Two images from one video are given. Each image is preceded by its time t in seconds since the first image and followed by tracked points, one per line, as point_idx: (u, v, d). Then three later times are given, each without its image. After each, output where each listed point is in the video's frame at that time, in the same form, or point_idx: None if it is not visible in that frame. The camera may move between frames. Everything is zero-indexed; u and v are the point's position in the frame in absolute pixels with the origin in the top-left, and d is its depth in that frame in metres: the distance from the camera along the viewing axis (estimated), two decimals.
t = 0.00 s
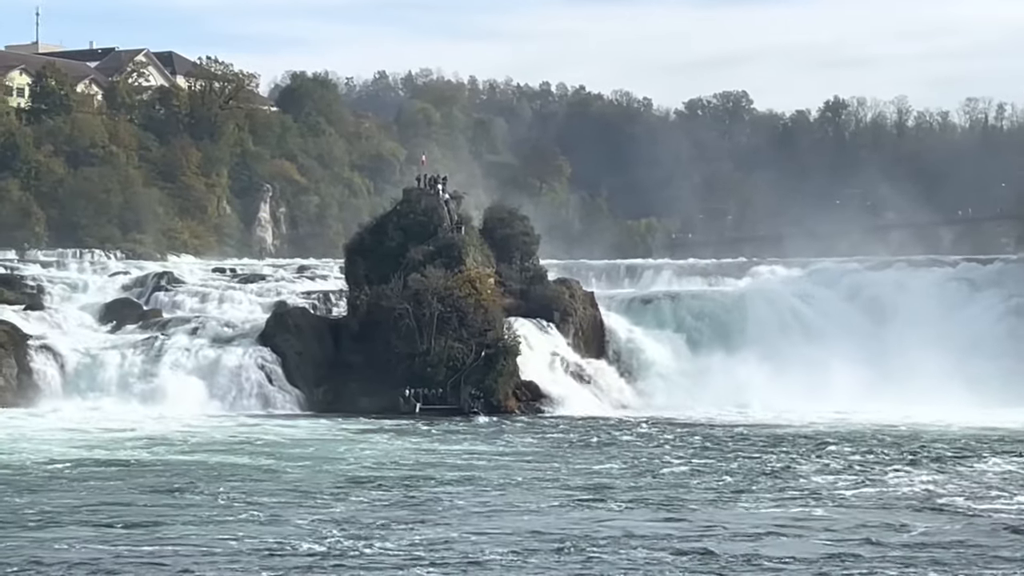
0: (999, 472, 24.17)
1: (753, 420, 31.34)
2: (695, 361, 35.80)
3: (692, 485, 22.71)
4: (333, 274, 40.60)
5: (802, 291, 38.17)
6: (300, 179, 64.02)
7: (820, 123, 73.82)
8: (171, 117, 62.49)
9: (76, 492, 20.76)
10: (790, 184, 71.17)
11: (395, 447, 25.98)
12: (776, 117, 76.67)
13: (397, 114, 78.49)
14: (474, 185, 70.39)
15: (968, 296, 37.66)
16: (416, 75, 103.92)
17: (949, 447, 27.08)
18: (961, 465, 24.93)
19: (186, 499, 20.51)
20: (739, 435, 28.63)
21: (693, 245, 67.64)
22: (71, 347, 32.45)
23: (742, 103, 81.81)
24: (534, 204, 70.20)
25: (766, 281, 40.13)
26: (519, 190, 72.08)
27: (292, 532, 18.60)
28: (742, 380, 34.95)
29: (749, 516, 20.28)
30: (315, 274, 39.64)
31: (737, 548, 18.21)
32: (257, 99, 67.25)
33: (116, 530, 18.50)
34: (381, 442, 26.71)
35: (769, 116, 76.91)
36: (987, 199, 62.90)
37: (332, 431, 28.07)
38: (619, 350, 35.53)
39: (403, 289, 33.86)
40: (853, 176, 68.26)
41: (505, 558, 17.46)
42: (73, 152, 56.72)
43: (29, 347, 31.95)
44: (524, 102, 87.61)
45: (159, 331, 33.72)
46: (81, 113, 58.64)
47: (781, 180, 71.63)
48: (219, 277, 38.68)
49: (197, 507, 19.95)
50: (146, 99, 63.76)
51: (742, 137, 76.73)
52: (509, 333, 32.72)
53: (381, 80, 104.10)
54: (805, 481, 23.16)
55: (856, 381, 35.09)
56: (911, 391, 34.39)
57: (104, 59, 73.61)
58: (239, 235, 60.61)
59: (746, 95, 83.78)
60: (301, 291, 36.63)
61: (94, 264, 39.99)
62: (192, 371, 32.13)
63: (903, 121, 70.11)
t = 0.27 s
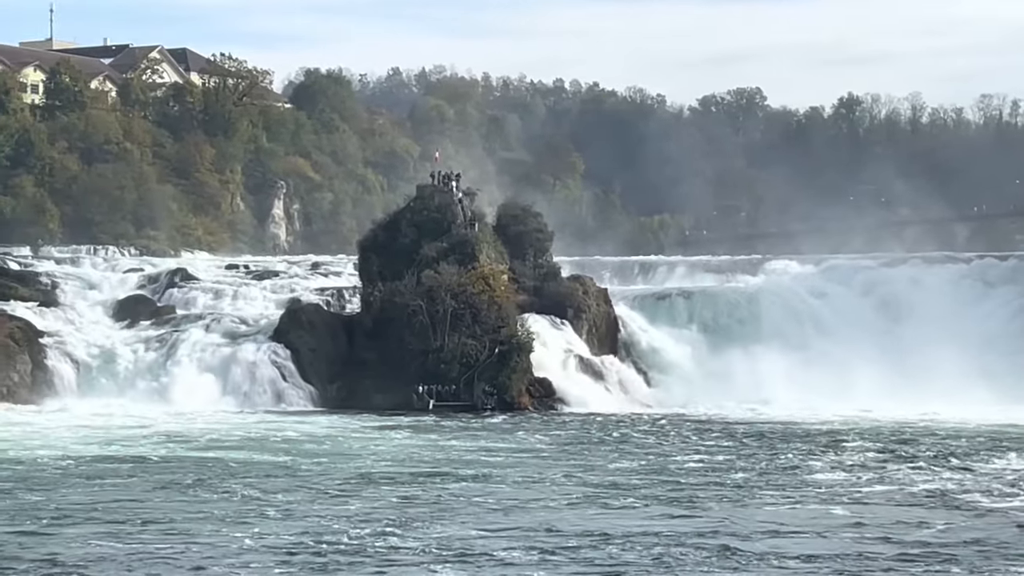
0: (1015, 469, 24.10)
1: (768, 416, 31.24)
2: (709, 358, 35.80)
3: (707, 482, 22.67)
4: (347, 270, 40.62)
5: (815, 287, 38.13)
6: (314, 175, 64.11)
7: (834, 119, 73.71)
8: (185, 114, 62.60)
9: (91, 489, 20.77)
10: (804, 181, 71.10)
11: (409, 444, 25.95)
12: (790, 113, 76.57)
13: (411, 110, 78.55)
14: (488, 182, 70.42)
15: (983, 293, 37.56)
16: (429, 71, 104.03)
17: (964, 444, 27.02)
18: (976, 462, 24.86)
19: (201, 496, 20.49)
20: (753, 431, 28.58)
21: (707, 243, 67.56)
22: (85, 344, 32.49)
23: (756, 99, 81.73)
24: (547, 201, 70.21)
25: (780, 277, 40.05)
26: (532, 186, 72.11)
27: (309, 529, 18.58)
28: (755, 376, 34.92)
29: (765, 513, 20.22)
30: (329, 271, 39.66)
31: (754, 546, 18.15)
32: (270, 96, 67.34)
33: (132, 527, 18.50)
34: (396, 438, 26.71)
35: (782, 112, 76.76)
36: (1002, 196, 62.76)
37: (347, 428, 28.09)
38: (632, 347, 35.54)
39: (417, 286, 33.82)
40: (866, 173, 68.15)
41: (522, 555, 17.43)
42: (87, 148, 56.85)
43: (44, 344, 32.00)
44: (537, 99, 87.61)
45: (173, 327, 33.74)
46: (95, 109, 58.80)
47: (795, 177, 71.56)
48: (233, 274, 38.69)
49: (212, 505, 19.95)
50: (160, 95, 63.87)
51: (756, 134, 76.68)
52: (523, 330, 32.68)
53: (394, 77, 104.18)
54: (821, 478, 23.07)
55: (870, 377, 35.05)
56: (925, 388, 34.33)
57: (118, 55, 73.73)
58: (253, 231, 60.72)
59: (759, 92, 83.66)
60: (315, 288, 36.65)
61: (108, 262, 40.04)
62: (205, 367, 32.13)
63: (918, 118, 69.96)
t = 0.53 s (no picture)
0: None
1: (780, 413, 31.22)
2: (721, 355, 35.77)
3: (720, 479, 22.63)
4: (360, 268, 40.63)
5: (828, 286, 38.06)
6: (327, 173, 64.18)
7: (847, 116, 73.61)
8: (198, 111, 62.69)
9: (106, 486, 20.80)
10: (816, 178, 71.02)
11: (422, 442, 25.96)
12: (802, 110, 76.47)
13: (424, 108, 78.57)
14: (500, 179, 70.46)
15: (996, 291, 37.42)
16: (442, 69, 104.15)
17: (979, 442, 26.93)
18: (991, 460, 24.79)
19: (215, 494, 20.51)
20: (767, 429, 28.53)
21: (719, 239, 67.47)
22: (98, 341, 32.54)
23: (769, 96, 81.65)
24: (560, 198, 70.24)
25: (793, 275, 39.99)
26: (545, 183, 72.12)
27: (324, 527, 18.58)
28: (767, 373, 34.87)
29: (779, 511, 20.18)
30: (342, 268, 39.67)
31: (769, 544, 18.11)
32: (283, 93, 67.44)
33: (147, 525, 18.52)
34: (409, 436, 26.70)
35: (795, 108, 76.72)
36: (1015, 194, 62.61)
37: (360, 426, 28.09)
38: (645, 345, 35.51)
39: (430, 283, 33.78)
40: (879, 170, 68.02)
41: (537, 554, 17.37)
42: (100, 146, 56.97)
43: (57, 341, 32.03)
44: (550, 97, 87.65)
45: (186, 324, 33.77)
46: (108, 107, 58.92)
47: (808, 174, 71.47)
48: (246, 272, 38.73)
49: (227, 502, 19.97)
50: (173, 93, 63.98)
51: (769, 132, 76.62)
52: (536, 327, 32.56)
53: (407, 75, 104.30)
54: (836, 476, 23.03)
55: (882, 375, 34.99)
56: (938, 385, 34.25)
57: (131, 53, 73.88)
58: (266, 228, 60.81)
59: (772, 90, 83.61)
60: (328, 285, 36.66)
61: (121, 259, 40.07)
62: (218, 365, 32.17)
63: (931, 115, 69.81)
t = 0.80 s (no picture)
0: None
1: (791, 412, 31.15)
2: (732, 354, 35.73)
3: (736, 479, 22.56)
4: (373, 268, 40.65)
5: (840, 284, 38.00)
6: (340, 173, 64.23)
7: (860, 116, 73.46)
8: (211, 111, 62.79)
9: (119, 485, 20.81)
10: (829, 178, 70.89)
11: (436, 441, 25.94)
12: (815, 109, 76.34)
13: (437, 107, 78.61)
14: (513, 179, 70.47)
15: (1011, 290, 37.14)
16: (455, 68, 104.21)
17: (994, 442, 26.83)
18: (1006, 460, 24.68)
19: (229, 493, 20.51)
20: (781, 429, 28.45)
21: (732, 238, 67.36)
22: (111, 340, 32.56)
23: (783, 96, 81.54)
24: (573, 198, 70.23)
25: (806, 274, 39.95)
26: (558, 182, 72.13)
27: (338, 527, 18.56)
28: (779, 373, 34.84)
29: (795, 511, 20.11)
30: (355, 268, 39.70)
31: (785, 544, 18.05)
32: (297, 93, 67.56)
33: (162, 524, 18.52)
34: (422, 435, 26.69)
35: (808, 107, 76.61)
36: None
37: (373, 425, 28.07)
38: (657, 343, 35.45)
39: (443, 283, 33.78)
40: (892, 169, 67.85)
41: (551, 553, 17.35)
42: (113, 146, 57.10)
43: (70, 340, 32.06)
44: (563, 96, 87.66)
45: (199, 324, 33.82)
46: (122, 106, 59.04)
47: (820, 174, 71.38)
48: (259, 271, 38.75)
49: (241, 502, 19.96)
50: (186, 92, 64.09)
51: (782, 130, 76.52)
52: (549, 327, 32.59)
53: (420, 74, 104.37)
54: (852, 476, 22.96)
55: (894, 374, 34.93)
56: (950, 385, 34.15)
57: (145, 52, 74.01)
58: (281, 228, 60.86)
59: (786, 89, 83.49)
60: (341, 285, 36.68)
61: (135, 259, 40.14)
62: (232, 364, 32.20)
63: (944, 113, 69.63)
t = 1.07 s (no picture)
0: None
1: (806, 413, 31.08)
2: (747, 354, 35.67)
3: (751, 479, 22.53)
4: (386, 267, 40.69)
5: (855, 284, 37.93)
6: (354, 173, 64.31)
7: (874, 116, 73.30)
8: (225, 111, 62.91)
9: (133, 485, 20.84)
10: (843, 178, 70.76)
11: (449, 441, 25.94)
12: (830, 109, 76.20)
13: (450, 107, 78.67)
14: (527, 179, 70.49)
15: None
16: (468, 69, 104.26)
17: (1010, 442, 26.75)
18: None
19: (243, 493, 20.52)
20: (796, 429, 28.41)
21: (746, 238, 67.25)
22: (125, 340, 32.63)
23: (797, 96, 81.44)
24: (587, 198, 70.23)
25: (820, 274, 39.88)
26: (572, 182, 72.14)
27: (352, 526, 18.55)
28: (794, 373, 34.78)
29: (810, 512, 20.06)
30: (369, 268, 39.74)
31: (801, 544, 17.99)
32: (311, 92, 67.70)
33: (176, 524, 18.53)
34: (437, 435, 26.70)
35: (822, 107, 76.50)
36: None
37: (387, 425, 28.10)
38: (672, 343, 35.42)
39: (456, 283, 33.77)
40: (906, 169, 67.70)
41: (566, 553, 17.34)
42: (127, 147, 57.25)
43: (83, 340, 32.10)
44: (577, 96, 87.68)
45: (214, 324, 33.87)
46: (136, 106, 59.19)
47: (834, 174, 71.26)
48: (273, 271, 38.80)
49: (254, 502, 19.97)
50: (200, 92, 64.22)
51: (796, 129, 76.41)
52: (562, 327, 32.62)
53: (434, 74, 104.45)
54: (868, 476, 22.90)
55: (908, 374, 34.84)
56: (964, 386, 34.05)
57: (159, 52, 74.16)
58: (295, 228, 60.95)
59: (800, 88, 83.37)
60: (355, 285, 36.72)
61: (149, 259, 40.24)
62: (246, 364, 32.23)
63: (959, 113, 69.42)
